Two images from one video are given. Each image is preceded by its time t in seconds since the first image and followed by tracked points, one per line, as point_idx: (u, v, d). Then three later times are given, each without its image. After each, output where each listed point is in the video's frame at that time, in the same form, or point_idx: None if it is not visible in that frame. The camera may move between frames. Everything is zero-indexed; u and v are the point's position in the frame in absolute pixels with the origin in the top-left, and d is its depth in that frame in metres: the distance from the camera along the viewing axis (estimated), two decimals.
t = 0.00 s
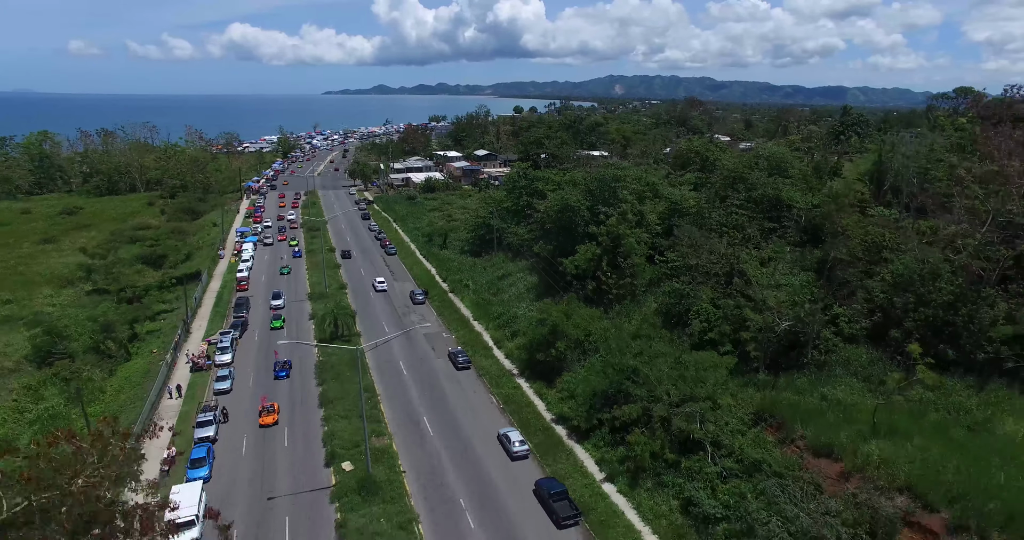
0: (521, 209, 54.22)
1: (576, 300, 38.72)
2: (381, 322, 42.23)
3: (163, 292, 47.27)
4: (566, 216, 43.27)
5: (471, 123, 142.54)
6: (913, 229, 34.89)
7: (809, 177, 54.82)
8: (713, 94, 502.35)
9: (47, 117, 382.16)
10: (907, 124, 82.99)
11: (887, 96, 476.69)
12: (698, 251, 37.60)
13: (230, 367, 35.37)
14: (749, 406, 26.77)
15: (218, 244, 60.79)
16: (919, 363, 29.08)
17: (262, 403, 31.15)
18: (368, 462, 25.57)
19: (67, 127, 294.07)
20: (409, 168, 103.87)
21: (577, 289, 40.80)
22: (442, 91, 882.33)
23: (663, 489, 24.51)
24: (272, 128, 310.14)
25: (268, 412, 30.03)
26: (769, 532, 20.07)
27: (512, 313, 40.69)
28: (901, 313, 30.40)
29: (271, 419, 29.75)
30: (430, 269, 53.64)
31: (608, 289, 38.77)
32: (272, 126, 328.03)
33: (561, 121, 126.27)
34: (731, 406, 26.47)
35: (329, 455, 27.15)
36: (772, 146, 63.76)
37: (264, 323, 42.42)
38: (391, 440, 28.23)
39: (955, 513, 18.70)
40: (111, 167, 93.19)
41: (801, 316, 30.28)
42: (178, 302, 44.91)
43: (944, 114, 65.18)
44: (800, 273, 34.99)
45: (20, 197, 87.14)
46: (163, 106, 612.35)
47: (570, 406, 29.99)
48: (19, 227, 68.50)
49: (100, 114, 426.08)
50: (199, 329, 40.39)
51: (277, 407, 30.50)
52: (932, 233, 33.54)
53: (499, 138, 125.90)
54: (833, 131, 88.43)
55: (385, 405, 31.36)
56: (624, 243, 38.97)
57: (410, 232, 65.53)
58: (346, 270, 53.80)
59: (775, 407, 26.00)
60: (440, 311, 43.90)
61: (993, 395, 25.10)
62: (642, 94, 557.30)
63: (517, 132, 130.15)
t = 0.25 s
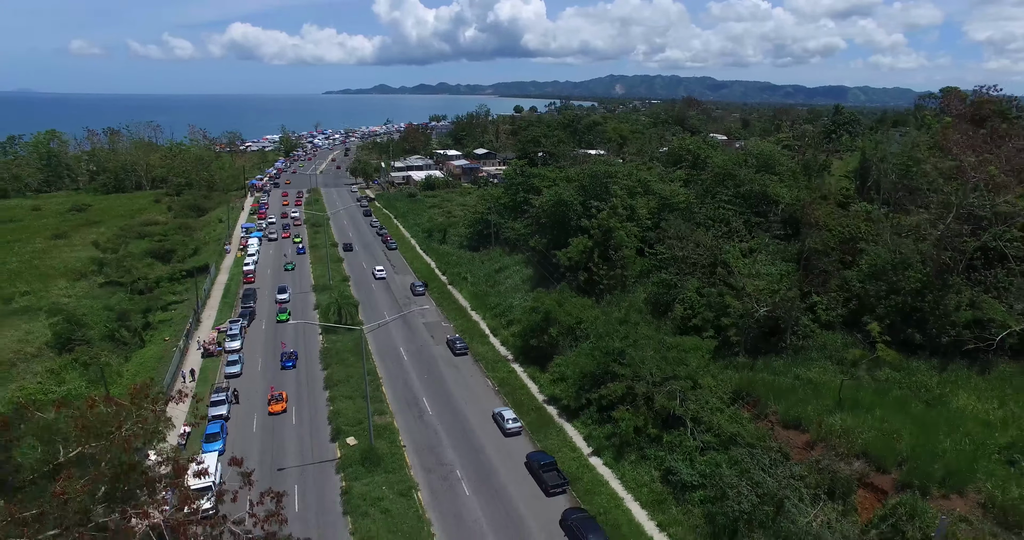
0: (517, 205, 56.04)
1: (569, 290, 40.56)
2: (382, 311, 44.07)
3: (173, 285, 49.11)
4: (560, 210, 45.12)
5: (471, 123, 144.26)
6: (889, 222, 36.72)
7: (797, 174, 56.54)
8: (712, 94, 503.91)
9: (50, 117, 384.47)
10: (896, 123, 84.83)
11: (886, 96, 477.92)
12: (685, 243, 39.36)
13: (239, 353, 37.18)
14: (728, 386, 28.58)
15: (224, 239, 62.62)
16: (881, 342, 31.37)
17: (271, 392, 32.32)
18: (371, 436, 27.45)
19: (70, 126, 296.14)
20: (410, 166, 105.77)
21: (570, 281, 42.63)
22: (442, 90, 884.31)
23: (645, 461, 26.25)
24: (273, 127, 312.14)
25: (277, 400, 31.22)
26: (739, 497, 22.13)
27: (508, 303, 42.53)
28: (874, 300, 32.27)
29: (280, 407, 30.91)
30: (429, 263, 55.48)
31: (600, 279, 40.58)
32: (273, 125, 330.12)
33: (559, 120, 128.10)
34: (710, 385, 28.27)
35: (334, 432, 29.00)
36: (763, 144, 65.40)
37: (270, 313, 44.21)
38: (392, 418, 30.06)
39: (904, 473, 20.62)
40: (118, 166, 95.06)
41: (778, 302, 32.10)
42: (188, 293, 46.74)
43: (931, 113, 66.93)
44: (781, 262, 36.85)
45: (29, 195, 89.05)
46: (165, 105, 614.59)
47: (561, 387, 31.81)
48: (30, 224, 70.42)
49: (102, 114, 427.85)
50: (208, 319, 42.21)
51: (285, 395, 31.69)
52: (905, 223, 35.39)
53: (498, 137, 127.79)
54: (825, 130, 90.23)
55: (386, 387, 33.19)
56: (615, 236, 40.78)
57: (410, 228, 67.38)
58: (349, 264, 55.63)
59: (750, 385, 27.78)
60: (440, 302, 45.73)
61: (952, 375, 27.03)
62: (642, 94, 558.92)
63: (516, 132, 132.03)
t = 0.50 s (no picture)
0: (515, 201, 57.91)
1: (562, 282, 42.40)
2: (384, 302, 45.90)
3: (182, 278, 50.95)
4: (555, 206, 47.01)
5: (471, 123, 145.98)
6: (867, 217, 38.55)
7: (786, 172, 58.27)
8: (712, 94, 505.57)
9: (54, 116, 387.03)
10: (887, 122, 86.59)
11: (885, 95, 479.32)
12: (674, 236, 41.13)
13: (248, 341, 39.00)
14: (709, 368, 30.37)
15: (230, 235, 64.48)
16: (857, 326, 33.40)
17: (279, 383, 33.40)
18: (373, 414, 29.27)
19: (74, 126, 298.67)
20: (410, 165, 107.63)
21: (563, 273, 44.48)
22: (443, 90, 886.47)
23: (630, 438, 28.02)
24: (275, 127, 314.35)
25: (285, 390, 32.33)
26: (715, 467, 24.02)
27: (505, 294, 44.35)
28: (850, 288, 34.10)
29: (287, 396, 31.99)
30: (430, 257, 57.34)
31: (592, 271, 42.39)
32: (275, 125, 332.40)
33: (558, 119, 129.95)
34: (693, 367, 30.04)
35: (338, 412, 30.80)
36: (754, 143, 67.13)
37: (276, 305, 46.00)
38: (393, 399, 31.93)
39: (863, 442, 22.47)
40: (124, 164, 96.97)
41: (758, 289, 33.90)
42: (197, 286, 48.58)
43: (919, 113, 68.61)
44: (763, 253, 38.61)
45: (38, 194, 91.08)
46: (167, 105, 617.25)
47: (553, 371, 33.61)
48: (41, 220, 72.44)
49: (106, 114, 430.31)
50: (217, 310, 44.04)
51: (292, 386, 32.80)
52: (880, 217, 37.26)
53: (498, 136, 129.62)
54: (817, 128, 92.01)
55: (387, 372, 35.04)
56: (607, 230, 42.60)
57: (411, 225, 69.22)
58: (351, 259, 57.46)
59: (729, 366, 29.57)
60: (439, 294, 47.57)
61: (918, 359, 28.84)
62: (642, 93, 560.50)
63: (515, 131, 133.90)
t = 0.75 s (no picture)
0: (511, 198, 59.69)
1: (556, 274, 44.17)
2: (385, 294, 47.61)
3: (190, 272, 52.73)
4: (549, 201, 48.81)
5: (471, 122, 147.79)
6: (846, 211, 40.30)
7: (775, 169, 60.00)
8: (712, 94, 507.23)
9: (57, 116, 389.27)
10: (878, 121, 88.39)
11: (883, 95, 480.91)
12: (663, 230, 42.89)
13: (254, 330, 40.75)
14: (693, 352, 32.05)
15: (235, 231, 66.29)
16: (833, 316, 35.20)
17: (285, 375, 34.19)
18: (375, 396, 31.01)
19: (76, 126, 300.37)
20: (411, 163, 109.49)
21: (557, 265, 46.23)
22: (443, 90, 888.69)
23: (616, 418, 29.66)
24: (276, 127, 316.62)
25: (291, 381, 33.16)
26: (693, 441, 25.63)
27: (501, 286, 46.10)
28: (827, 278, 35.78)
29: (293, 387, 32.78)
30: (429, 253, 59.09)
31: (584, 264, 44.16)
32: (276, 125, 334.58)
33: (557, 119, 131.84)
34: (677, 351, 31.72)
35: (341, 394, 32.59)
36: (746, 141, 68.85)
37: (281, 298, 47.70)
38: (393, 383, 33.68)
39: (829, 416, 24.23)
40: (131, 163, 98.85)
41: (740, 278, 35.70)
42: (205, 280, 50.37)
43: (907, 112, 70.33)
44: (746, 246, 40.39)
45: (47, 192, 93.02)
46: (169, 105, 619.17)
47: (545, 357, 35.33)
48: (51, 218, 74.35)
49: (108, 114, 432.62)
50: (225, 301, 45.89)
51: (298, 377, 33.62)
52: (859, 211, 39.01)
53: (497, 135, 131.46)
54: (810, 128, 93.79)
55: (388, 358, 36.75)
56: (598, 225, 44.38)
57: (411, 222, 71.01)
58: (353, 253, 59.19)
59: (710, 350, 31.27)
60: (437, 286, 49.33)
61: (888, 344, 30.61)
62: (642, 94, 562.26)
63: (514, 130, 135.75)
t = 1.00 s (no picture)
0: (508, 195, 61.47)
1: (550, 266, 45.93)
2: (385, 287, 49.26)
3: (197, 267, 54.49)
4: (544, 197, 50.61)
5: (471, 122, 149.45)
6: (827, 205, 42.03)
7: (764, 167, 61.75)
8: (712, 94, 508.89)
9: (60, 116, 391.76)
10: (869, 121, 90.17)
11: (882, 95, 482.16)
12: (652, 225, 44.61)
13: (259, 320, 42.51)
14: (677, 338, 33.71)
15: (240, 228, 68.09)
16: (810, 308, 36.99)
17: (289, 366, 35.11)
18: (374, 380, 32.69)
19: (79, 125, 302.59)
20: (411, 162, 111.35)
21: (551, 259, 48.00)
22: (444, 90, 890.83)
23: (603, 400, 31.31)
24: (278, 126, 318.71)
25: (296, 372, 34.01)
26: (673, 420, 27.28)
27: (497, 279, 47.85)
28: (807, 270, 37.51)
29: (298, 379, 33.64)
30: (428, 248, 60.85)
31: (577, 257, 45.88)
32: (278, 125, 336.76)
33: (555, 119, 133.73)
34: (661, 338, 33.39)
35: (343, 379, 34.27)
36: (738, 140, 70.45)
37: (285, 290, 49.33)
38: (392, 369, 35.36)
39: (799, 395, 25.90)
40: (137, 162, 100.78)
41: (722, 269, 37.45)
42: (211, 274, 52.12)
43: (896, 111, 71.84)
44: (731, 238, 42.12)
45: (55, 191, 94.98)
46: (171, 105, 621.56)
47: (537, 345, 37.01)
48: (60, 215, 76.24)
49: (111, 114, 434.99)
50: (230, 294, 47.60)
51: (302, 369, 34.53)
52: (838, 207, 40.83)
53: (496, 135, 133.28)
54: (803, 127, 95.55)
55: (387, 347, 38.39)
56: (591, 220, 46.13)
57: (411, 219, 72.81)
58: (354, 248, 60.94)
59: (693, 336, 32.94)
60: (436, 280, 51.06)
61: (861, 331, 32.28)
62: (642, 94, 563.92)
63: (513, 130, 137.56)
